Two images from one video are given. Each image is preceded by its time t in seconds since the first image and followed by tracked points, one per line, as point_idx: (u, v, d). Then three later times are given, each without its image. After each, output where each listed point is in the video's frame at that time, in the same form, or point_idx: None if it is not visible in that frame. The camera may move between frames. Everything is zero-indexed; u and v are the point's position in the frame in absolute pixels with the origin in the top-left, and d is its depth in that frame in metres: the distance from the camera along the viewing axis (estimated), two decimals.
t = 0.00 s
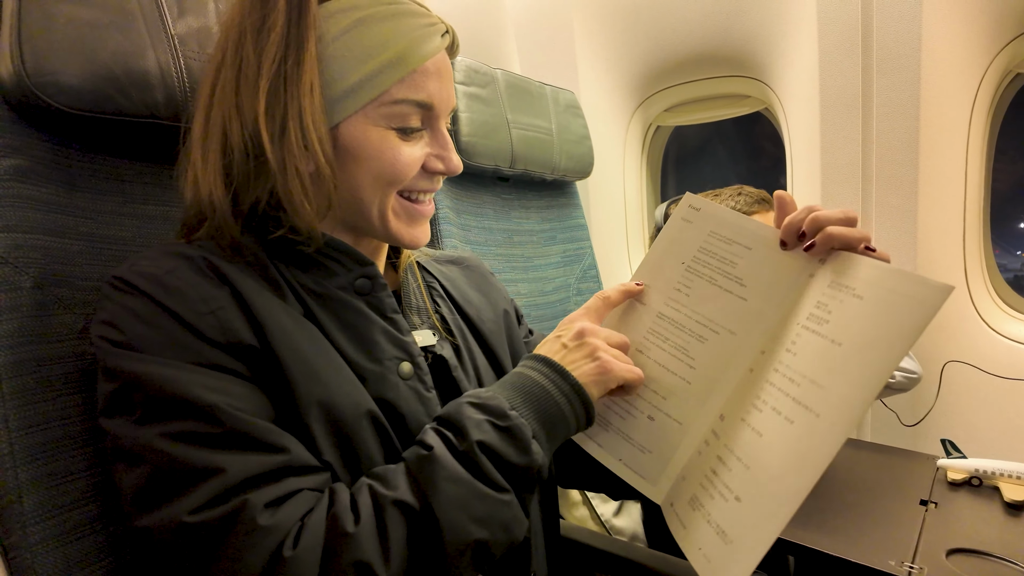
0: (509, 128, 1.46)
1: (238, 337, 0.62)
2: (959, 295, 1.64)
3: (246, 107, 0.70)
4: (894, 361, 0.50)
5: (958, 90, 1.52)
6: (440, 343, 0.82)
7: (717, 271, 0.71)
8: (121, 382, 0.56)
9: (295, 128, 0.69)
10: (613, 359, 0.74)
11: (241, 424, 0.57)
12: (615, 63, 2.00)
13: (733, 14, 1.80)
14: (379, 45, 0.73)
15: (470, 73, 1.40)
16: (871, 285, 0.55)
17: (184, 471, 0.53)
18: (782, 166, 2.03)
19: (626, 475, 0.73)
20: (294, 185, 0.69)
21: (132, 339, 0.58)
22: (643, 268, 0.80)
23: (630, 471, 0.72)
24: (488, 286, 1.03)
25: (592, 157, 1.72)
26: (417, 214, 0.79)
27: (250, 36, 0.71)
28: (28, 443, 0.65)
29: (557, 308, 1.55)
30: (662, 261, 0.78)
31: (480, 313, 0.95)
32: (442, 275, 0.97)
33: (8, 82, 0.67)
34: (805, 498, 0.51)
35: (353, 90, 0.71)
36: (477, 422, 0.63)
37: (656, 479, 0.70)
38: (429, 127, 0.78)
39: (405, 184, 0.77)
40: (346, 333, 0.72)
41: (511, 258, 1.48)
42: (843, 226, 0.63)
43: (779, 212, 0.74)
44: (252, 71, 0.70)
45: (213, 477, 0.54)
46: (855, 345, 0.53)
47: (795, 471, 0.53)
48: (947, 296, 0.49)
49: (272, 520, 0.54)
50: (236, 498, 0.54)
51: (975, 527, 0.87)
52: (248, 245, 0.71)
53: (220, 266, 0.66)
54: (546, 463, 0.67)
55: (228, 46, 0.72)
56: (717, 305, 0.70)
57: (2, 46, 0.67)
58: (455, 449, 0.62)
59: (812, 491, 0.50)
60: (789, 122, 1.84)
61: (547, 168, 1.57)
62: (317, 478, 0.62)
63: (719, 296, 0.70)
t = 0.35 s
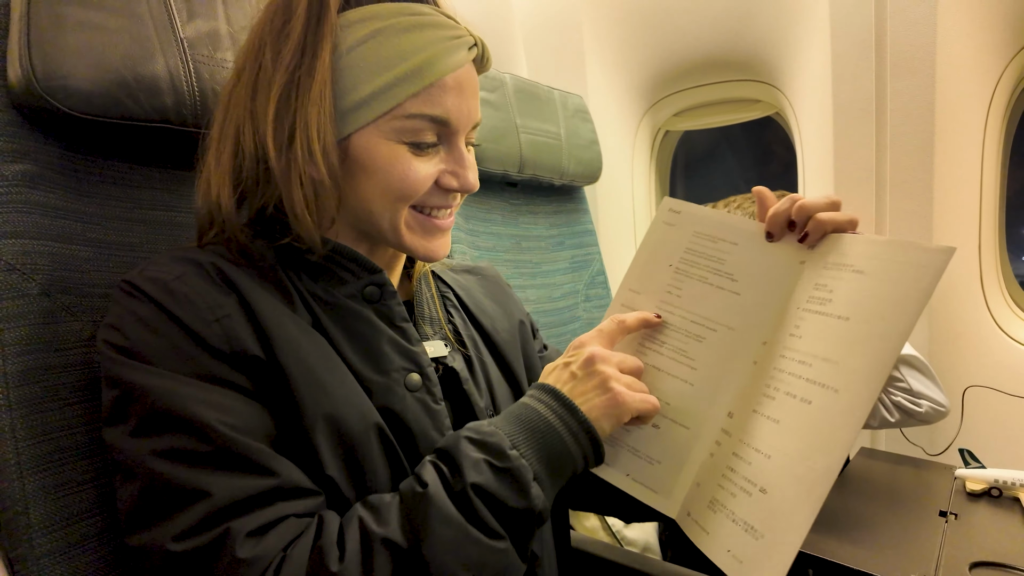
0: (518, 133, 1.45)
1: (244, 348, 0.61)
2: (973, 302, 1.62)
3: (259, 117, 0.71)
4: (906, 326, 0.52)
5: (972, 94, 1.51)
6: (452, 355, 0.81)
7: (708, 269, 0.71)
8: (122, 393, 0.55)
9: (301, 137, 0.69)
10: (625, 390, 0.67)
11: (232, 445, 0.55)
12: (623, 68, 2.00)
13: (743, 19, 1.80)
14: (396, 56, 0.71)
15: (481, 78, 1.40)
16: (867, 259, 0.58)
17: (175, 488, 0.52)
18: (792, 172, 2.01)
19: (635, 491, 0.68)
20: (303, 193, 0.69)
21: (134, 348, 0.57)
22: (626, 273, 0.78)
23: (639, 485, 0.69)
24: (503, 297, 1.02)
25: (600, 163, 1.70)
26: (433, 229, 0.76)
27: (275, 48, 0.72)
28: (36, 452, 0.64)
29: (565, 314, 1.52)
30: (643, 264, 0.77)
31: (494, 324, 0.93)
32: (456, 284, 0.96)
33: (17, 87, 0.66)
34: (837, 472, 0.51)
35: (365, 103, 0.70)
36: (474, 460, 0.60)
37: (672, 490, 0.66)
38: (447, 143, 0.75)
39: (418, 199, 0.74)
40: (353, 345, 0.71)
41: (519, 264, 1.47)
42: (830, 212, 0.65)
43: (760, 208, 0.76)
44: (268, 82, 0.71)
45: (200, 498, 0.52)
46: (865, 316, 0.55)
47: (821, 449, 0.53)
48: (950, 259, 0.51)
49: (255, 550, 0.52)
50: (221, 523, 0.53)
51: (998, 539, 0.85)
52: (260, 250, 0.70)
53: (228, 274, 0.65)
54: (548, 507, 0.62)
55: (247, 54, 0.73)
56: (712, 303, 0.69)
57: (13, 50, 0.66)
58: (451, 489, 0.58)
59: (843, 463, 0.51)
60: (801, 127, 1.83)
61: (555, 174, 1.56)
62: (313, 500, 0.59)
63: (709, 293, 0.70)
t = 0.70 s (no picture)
0: (518, 141, 1.45)
1: (228, 367, 0.61)
2: (973, 310, 1.62)
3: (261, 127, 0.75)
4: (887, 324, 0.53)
5: (968, 102, 1.52)
6: (452, 367, 0.81)
7: (668, 285, 0.71)
8: (106, 410, 0.57)
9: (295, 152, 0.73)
10: (598, 427, 0.64)
11: (193, 474, 0.54)
12: (623, 77, 2.01)
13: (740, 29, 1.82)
14: (342, 53, 0.72)
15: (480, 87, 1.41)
16: (831, 265, 0.60)
17: (137, 516, 0.53)
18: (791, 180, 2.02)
19: (607, 516, 0.65)
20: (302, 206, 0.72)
21: (124, 363, 0.59)
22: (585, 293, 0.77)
23: (613, 511, 0.65)
24: (508, 311, 1.02)
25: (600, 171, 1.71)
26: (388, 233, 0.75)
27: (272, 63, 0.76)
28: (38, 458, 0.64)
29: (565, 322, 1.52)
30: (601, 283, 0.77)
31: (497, 336, 0.94)
32: (462, 296, 0.97)
33: (21, 97, 0.67)
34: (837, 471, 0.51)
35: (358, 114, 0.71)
36: (431, 515, 0.58)
37: (643, 513, 0.63)
38: (399, 142, 0.73)
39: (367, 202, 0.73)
40: (349, 358, 0.71)
41: (519, 271, 1.47)
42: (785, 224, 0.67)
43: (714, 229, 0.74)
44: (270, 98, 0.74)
45: (155, 528, 0.53)
46: (839, 317, 0.57)
47: (817, 449, 0.53)
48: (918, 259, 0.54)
49: None
50: (174, 557, 0.52)
51: (1000, 546, 0.84)
52: (268, 266, 0.72)
53: (225, 288, 0.66)
54: (505, 565, 0.59)
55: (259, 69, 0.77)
56: (676, 317, 0.69)
57: (16, 61, 0.67)
58: (405, 543, 0.57)
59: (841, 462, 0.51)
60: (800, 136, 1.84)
61: (554, 182, 1.57)
62: (274, 534, 0.58)
63: (674, 308, 0.70)
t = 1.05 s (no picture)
0: (515, 144, 1.45)
1: (196, 387, 0.61)
2: (973, 313, 1.61)
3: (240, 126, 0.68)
4: (864, 339, 0.53)
5: (967, 105, 1.51)
6: (430, 371, 0.81)
7: (647, 294, 0.71)
8: (69, 436, 0.57)
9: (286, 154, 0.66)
10: (589, 426, 0.64)
11: (164, 499, 0.55)
12: (621, 81, 2.02)
13: (737, 34, 1.83)
14: (365, 62, 0.70)
15: (478, 89, 1.40)
16: (813, 279, 0.59)
17: (110, 544, 0.54)
18: (790, 184, 2.02)
19: (583, 532, 0.64)
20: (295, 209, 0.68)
21: (85, 388, 0.59)
22: (567, 303, 0.77)
23: (589, 524, 0.65)
24: (486, 307, 1.02)
25: (598, 175, 1.72)
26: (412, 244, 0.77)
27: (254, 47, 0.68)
28: (26, 461, 0.64)
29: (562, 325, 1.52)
30: (581, 293, 0.76)
31: (476, 335, 0.94)
32: (440, 295, 0.97)
33: (14, 98, 0.67)
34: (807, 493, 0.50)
35: (382, 121, 0.70)
36: (421, 532, 0.58)
37: (619, 528, 0.63)
38: (418, 148, 0.74)
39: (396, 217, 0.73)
40: (322, 369, 0.71)
41: (516, 274, 1.47)
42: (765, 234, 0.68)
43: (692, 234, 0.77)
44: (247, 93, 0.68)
45: (131, 556, 0.53)
46: (817, 334, 0.56)
47: (788, 469, 0.52)
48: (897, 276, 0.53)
49: None
50: None
51: (999, 550, 0.84)
52: (229, 269, 0.71)
53: (184, 304, 0.65)
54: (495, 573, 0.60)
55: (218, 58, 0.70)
56: (653, 328, 0.69)
57: (9, 62, 0.67)
58: (396, 561, 0.57)
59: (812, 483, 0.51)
60: (799, 140, 1.84)
61: (553, 185, 1.57)
62: (253, 555, 0.58)
63: (652, 318, 0.69)
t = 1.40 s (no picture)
0: (516, 149, 1.46)
1: (192, 402, 0.61)
2: (973, 318, 1.61)
3: (226, 142, 0.67)
4: (847, 332, 0.51)
5: (965, 110, 1.52)
6: (427, 377, 0.82)
7: (641, 295, 0.72)
8: (68, 456, 0.58)
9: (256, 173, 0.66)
10: (598, 428, 0.65)
11: (168, 515, 0.56)
12: (621, 86, 2.02)
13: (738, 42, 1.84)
14: (344, 73, 0.70)
15: (479, 95, 1.40)
16: (796, 271, 0.58)
17: (116, 559, 0.55)
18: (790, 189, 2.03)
19: (589, 534, 0.65)
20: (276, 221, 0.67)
21: (81, 407, 0.59)
22: (565, 308, 0.79)
23: (592, 529, 0.66)
24: (484, 310, 1.02)
25: (599, 180, 1.72)
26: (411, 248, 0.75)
27: (251, 55, 0.68)
28: (30, 467, 0.64)
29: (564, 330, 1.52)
30: (579, 298, 0.78)
31: (473, 339, 0.94)
32: (436, 298, 0.97)
33: (21, 105, 0.67)
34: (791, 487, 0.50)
35: (366, 133, 0.69)
36: (428, 540, 0.58)
37: (622, 533, 0.63)
38: (406, 157, 0.73)
39: (390, 227, 0.72)
40: (314, 377, 0.71)
41: (518, 279, 1.47)
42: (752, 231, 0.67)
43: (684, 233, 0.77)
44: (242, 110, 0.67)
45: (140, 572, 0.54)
46: (800, 326, 0.55)
47: (775, 464, 0.52)
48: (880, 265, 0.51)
49: None
50: None
51: (1001, 555, 0.84)
52: (221, 281, 0.70)
53: (175, 318, 0.65)
54: None
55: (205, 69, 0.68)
56: (648, 328, 0.69)
57: (18, 70, 0.68)
58: (403, 570, 0.58)
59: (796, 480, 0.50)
60: (799, 145, 1.84)
61: (554, 190, 1.57)
62: (263, 565, 0.59)
63: (646, 320, 0.70)
